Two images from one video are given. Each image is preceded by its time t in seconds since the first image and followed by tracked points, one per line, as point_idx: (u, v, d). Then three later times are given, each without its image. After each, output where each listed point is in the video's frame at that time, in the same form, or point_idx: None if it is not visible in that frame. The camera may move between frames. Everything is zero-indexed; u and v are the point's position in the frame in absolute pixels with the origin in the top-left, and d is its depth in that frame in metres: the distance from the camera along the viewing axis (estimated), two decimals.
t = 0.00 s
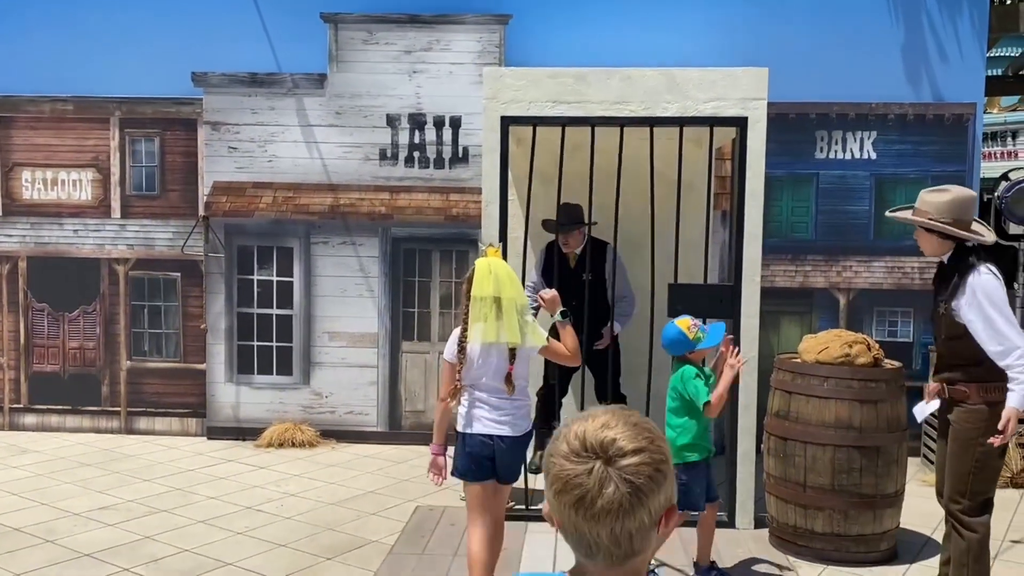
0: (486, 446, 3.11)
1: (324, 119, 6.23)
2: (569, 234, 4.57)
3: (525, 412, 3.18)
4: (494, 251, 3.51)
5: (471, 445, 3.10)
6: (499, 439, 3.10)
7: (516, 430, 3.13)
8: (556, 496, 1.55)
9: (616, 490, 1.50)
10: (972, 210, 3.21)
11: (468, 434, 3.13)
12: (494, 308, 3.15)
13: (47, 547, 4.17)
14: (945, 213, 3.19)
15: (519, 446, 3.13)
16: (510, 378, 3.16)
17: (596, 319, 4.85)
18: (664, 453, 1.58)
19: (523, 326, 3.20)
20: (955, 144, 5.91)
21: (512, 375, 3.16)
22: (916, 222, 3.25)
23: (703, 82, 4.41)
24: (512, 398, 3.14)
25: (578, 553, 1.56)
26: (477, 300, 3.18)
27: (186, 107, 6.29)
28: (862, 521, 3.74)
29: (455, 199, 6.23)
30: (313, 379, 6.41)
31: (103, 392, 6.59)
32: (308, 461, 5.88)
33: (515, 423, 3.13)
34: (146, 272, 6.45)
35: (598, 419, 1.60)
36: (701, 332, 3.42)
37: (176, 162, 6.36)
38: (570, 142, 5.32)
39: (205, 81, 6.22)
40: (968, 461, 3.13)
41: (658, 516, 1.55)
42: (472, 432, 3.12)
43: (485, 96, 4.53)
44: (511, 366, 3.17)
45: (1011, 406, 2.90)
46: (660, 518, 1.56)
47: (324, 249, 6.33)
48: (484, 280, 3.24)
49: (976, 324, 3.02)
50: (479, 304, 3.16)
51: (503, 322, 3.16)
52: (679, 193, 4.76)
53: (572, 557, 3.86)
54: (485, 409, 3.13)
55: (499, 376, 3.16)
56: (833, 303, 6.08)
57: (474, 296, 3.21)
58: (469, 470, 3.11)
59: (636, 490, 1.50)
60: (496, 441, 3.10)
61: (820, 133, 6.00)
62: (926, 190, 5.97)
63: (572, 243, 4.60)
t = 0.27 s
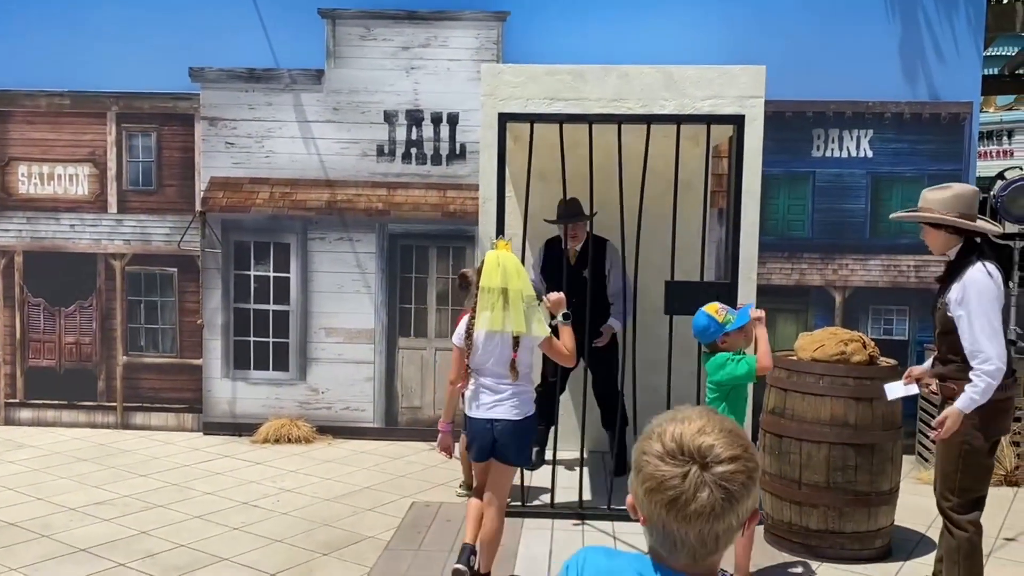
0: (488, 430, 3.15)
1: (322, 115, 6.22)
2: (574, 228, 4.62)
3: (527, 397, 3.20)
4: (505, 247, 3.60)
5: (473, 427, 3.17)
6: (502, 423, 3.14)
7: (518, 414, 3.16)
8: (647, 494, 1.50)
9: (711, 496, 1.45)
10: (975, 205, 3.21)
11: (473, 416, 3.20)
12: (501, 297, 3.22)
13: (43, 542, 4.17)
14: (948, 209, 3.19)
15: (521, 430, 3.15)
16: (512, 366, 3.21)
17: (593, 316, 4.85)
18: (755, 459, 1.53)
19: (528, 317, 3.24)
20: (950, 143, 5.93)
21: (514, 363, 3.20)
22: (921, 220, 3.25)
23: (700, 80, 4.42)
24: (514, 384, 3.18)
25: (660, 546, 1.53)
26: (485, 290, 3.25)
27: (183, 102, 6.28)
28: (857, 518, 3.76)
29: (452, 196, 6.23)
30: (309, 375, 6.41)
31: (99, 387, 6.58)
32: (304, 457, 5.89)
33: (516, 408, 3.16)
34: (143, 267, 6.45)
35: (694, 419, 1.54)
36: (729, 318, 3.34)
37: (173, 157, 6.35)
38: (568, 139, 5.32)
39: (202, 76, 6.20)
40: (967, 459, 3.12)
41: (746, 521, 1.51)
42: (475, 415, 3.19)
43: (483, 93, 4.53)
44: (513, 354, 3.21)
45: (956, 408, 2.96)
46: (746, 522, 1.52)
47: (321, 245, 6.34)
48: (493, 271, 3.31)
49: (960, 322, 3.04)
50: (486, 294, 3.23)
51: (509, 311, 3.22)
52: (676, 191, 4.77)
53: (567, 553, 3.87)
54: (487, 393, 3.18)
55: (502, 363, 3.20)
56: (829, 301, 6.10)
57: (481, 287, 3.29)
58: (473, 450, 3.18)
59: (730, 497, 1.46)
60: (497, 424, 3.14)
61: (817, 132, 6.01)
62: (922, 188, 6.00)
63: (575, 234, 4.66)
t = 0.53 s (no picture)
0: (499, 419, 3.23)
1: (323, 112, 6.23)
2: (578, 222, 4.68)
3: (538, 390, 3.24)
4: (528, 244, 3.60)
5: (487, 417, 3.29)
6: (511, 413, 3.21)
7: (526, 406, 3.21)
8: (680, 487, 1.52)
9: (743, 492, 1.47)
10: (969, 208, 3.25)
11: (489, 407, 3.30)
12: (520, 293, 3.24)
13: (44, 537, 4.18)
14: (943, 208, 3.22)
15: (531, 422, 3.20)
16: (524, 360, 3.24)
17: (593, 313, 4.86)
18: (786, 460, 1.54)
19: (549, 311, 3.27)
20: (949, 142, 5.95)
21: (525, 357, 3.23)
22: (917, 222, 3.27)
23: (700, 78, 4.43)
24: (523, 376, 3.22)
25: (687, 538, 1.54)
26: (506, 285, 3.29)
27: (184, 98, 6.28)
28: (856, 515, 3.78)
29: (452, 193, 6.24)
30: (309, 371, 6.42)
31: (99, 383, 6.59)
32: (304, 453, 5.90)
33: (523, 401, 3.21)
34: (143, 263, 6.45)
35: (729, 417, 1.56)
36: (768, 310, 3.14)
37: (173, 153, 6.36)
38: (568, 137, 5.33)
39: (203, 72, 6.21)
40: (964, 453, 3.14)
41: (772, 518, 1.53)
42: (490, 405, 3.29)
43: (484, 91, 4.54)
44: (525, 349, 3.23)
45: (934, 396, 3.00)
46: (773, 520, 1.54)
47: (321, 242, 6.34)
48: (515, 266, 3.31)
49: (954, 316, 3.07)
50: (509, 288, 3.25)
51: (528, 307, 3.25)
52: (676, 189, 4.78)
53: (567, 549, 3.88)
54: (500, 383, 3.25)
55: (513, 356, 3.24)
56: (828, 300, 6.11)
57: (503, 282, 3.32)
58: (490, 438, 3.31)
59: (761, 494, 1.47)
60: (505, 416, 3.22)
61: (817, 130, 6.02)
62: (921, 187, 6.02)
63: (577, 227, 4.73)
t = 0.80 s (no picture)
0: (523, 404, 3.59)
1: (323, 110, 6.22)
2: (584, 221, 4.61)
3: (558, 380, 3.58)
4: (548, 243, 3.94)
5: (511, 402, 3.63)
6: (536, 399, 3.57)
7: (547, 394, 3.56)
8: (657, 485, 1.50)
9: (721, 488, 1.46)
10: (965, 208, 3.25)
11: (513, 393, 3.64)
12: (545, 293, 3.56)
13: (44, 534, 4.18)
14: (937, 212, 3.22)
15: (552, 408, 3.56)
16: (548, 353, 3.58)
17: (596, 311, 4.82)
18: (760, 457, 1.55)
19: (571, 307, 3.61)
20: (949, 142, 5.95)
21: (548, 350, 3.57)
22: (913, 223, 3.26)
23: (701, 76, 4.42)
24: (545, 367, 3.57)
25: (663, 536, 1.52)
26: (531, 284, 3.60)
27: (183, 95, 6.27)
28: (855, 515, 3.78)
29: (452, 191, 6.24)
30: (308, 369, 6.41)
31: (98, 380, 6.59)
32: (304, 451, 5.89)
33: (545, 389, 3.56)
34: (142, 260, 6.44)
35: (703, 415, 1.56)
36: (808, 314, 3.28)
37: (173, 151, 6.35)
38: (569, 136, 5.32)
39: (203, 69, 6.20)
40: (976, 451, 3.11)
41: (748, 515, 1.52)
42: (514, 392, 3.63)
43: (485, 89, 4.53)
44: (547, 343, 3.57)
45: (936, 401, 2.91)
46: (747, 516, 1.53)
47: (320, 240, 6.33)
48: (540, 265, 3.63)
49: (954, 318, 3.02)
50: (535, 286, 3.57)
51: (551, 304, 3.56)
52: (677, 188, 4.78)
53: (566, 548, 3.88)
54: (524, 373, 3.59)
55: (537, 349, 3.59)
56: (828, 299, 6.11)
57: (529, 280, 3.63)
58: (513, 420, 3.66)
59: (737, 490, 1.47)
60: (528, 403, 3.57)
61: (817, 129, 6.03)
62: (921, 187, 6.02)
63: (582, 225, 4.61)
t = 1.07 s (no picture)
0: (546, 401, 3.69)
1: (322, 107, 6.21)
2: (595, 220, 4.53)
3: (580, 375, 3.69)
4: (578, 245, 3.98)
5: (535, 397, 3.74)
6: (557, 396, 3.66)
7: (570, 391, 3.65)
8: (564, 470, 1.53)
9: (620, 469, 1.47)
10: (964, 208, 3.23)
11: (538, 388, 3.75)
12: (571, 292, 3.65)
13: (43, 532, 4.17)
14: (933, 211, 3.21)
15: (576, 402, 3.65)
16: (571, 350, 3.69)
17: (608, 313, 4.70)
18: (669, 437, 1.54)
19: (595, 308, 3.68)
20: (948, 140, 5.95)
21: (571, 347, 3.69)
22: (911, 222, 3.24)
23: (701, 74, 4.41)
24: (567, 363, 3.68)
25: (580, 520, 1.54)
26: (558, 284, 3.68)
27: (182, 93, 6.26)
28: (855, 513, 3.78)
29: (451, 189, 6.23)
30: (307, 367, 6.40)
31: (97, 378, 6.58)
32: (303, 449, 5.89)
33: (566, 384, 3.67)
34: (141, 258, 6.44)
35: (609, 399, 1.57)
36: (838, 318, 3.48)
37: (172, 148, 6.34)
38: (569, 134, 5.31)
39: (202, 67, 6.19)
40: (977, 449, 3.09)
41: (660, 495, 1.52)
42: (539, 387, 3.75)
43: (484, 87, 4.53)
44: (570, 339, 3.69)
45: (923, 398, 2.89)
46: (659, 496, 1.53)
47: (320, 237, 6.32)
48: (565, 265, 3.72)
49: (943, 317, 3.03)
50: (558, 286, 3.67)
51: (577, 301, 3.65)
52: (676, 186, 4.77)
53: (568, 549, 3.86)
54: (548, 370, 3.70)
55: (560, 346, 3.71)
56: (827, 297, 6.11)
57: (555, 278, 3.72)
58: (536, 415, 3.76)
59: (640, 471, 1.47)
60: (551, 397, 3.69)
61: (817, 128, 6.04)
62: (921, 185, 6.02)
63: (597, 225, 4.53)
